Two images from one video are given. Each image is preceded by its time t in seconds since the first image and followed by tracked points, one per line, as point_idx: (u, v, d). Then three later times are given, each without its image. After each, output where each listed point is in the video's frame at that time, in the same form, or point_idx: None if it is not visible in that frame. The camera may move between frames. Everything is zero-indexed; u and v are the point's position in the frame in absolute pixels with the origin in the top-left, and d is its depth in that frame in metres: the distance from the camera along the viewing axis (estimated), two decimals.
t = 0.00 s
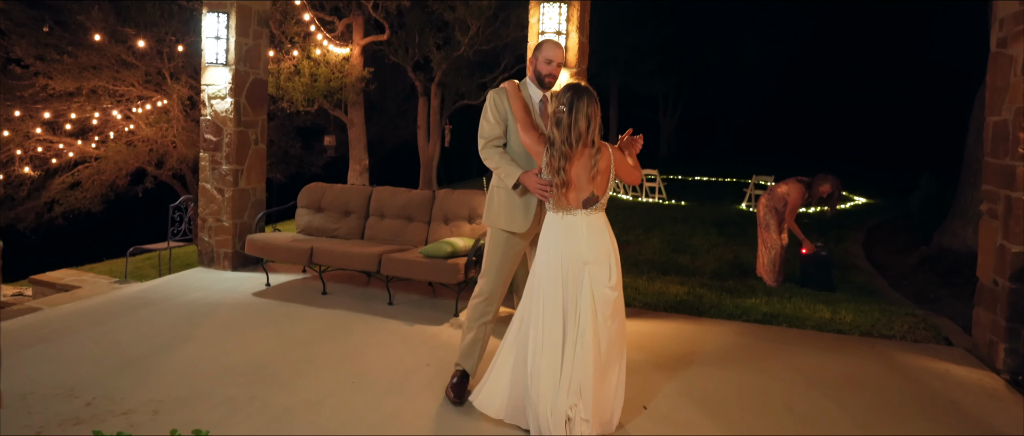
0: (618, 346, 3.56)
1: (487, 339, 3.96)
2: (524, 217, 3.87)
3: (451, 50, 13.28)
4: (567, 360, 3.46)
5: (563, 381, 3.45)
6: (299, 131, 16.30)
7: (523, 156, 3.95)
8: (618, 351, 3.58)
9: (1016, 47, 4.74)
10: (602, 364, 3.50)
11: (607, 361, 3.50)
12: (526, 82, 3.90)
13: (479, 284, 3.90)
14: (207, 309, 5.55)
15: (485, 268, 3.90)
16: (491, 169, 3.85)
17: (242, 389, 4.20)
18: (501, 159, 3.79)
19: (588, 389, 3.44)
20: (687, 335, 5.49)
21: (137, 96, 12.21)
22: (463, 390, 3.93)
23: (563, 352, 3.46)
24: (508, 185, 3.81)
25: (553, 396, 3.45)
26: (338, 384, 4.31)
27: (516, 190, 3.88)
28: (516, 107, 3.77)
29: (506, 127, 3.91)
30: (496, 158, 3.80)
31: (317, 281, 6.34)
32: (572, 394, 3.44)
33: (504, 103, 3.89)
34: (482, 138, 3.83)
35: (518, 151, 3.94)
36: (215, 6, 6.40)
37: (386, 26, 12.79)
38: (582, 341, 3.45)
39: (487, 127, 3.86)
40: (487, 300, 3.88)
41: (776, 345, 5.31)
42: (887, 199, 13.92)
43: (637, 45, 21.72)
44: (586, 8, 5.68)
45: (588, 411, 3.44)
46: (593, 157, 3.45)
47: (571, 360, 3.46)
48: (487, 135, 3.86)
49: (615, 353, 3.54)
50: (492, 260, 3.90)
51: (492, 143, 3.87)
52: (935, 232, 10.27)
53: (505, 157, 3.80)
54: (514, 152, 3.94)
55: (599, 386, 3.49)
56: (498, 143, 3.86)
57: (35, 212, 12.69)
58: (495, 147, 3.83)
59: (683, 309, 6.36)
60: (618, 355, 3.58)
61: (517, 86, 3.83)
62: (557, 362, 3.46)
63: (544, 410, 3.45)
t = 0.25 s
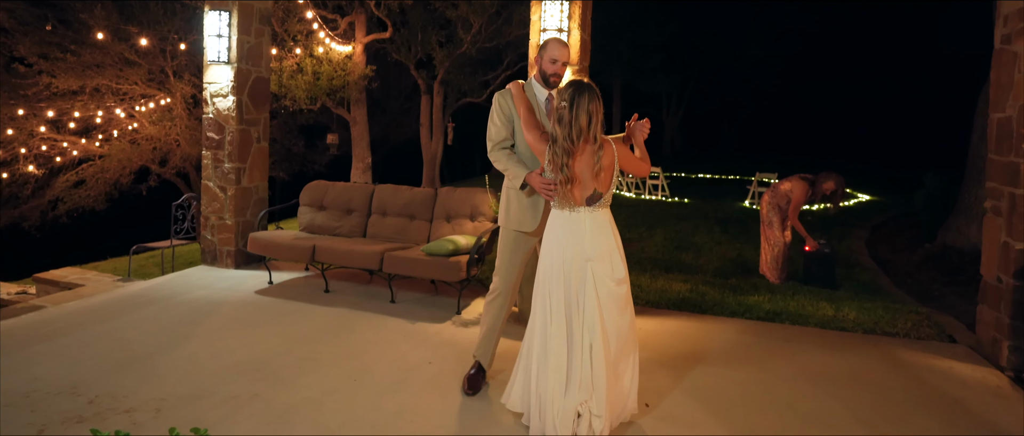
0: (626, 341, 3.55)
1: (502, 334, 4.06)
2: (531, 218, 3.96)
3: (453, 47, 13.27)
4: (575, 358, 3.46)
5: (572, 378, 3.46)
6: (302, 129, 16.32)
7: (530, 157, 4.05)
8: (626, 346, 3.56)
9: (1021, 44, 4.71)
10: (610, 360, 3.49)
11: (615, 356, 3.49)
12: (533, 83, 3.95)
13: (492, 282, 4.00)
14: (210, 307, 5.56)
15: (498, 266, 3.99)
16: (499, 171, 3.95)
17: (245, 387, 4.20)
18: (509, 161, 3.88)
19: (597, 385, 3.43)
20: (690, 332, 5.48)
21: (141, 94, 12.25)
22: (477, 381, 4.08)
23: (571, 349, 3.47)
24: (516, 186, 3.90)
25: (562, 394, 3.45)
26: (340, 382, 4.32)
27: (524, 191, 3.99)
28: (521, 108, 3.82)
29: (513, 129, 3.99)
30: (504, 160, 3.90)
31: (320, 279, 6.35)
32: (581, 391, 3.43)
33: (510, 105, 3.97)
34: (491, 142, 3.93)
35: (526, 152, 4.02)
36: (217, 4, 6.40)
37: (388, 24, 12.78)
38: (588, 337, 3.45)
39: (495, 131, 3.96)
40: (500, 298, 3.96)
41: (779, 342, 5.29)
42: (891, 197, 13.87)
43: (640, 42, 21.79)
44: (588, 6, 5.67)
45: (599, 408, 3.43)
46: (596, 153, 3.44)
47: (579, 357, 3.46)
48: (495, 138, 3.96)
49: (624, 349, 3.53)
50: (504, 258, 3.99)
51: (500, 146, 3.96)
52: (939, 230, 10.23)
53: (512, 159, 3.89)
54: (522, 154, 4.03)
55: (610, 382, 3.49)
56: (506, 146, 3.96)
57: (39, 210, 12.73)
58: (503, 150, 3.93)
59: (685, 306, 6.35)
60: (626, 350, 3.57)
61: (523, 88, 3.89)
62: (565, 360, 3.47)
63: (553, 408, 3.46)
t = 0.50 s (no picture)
0: (627, 337, 3.55)
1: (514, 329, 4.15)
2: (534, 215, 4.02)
3: (456, 46, 13.27)
4: (574, 356, 3.48)
5: (573, 377, 3.49)
6: (305, 128, 16.35)
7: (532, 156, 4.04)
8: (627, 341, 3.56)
9: None
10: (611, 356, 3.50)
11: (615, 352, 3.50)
12: (534, 81, 3.94)
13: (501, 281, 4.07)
14: (212, 305, 5.57)
15: (505, 265, 4.05)
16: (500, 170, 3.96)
17: (246, 385, 4.21)
18: (509, 159, 3.90)
19: (599, 382, 3.44)
20: (692, 330, 5.48)
21: (144, 93, 12.28)
22: (493, 373, 4.20)
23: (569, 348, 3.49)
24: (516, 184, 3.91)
25: (564, 393, 3.48)
26: (341, 380, 4.33)
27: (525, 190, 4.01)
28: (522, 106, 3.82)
29: (515, 127, 4.00)
30: (505, 159, 3.91)
31: (322, 277, 6.36)
32: (583, 388, 3.45)
33: (512, 104, 3.98)
34: (492, 140, 3.95)
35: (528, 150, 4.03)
36: (219, 3, 6.41)
37: (390, 22, 12.78)
38: (586, 335, 3.47)
39: (496, 129, 3.98)
40: (509, 294, 4.04)
41: (781, 340, 5.29)
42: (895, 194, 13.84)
43: (642, 41, 22.00)
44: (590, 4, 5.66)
45: (602, 405, 3.44)
46: (594, 151, 3.42)
47: (578, 355, 3.48)
48: (496, 137, 3.98)
49: (625, 345, 3.53)
50: (510, 257, 4.04)
51: (501, 145, 3.98)
52: (943, 227, 10.20)
53: (512, 157, 3.90)
54: (523, 152, 4.03)
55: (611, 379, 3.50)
56: (507, 144, 3.98)
57: (45, 209, 12.78)
58: (504, 148, 3.95)
59: (687, 304, 6.34)
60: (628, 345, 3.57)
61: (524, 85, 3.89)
62: (565, 358, 3.50)
63: (557, 407, 3.49)
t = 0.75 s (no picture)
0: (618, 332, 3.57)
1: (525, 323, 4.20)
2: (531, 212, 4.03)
3: (460, 43, 13.26)
4: (565, 354, 3.52)
5: (566, 374, 3.53)
6: (310, 126, 16.39)
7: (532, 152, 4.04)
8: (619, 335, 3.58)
9: None
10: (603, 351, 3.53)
11: (607, 348, 3.52)
12: (537, 77, 3.93)
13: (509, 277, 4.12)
14: (216, 303, 5.59)
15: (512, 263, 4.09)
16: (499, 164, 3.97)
17: (249, 383, 4.22)
18: (508, 154, 3.90)
19: (592, 378, 3.49)
20: (696, 327, 5.46)
21: (150, 93, 12.29)
22: (515, 365, 4.29)
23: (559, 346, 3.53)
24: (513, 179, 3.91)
25: (560, 390, 3.53)
26: (343, 378, 4.34)
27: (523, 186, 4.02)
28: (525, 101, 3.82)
29: (516, 123, 4.00)
30: (504, 154, 3.91)
31: (326, 275, 6.37)
32: (577, 385, 3.49)
33: (514, 99, 3.98)
34: (493, 135, 3.96)
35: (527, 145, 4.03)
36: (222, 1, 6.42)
37: (394, 20, 12.78)
38: (577, 333, 3.50)
39: (498, 124, 3.98)
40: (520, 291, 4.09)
41: (786, 337, 5.27)
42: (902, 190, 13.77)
43: (644, 38, 22.37)
44: None
45: (597, 400, 3.48)
46: (593, 150, 3.42)
47: (571, 353, 3.51)
48: (498, 131, 3.98)
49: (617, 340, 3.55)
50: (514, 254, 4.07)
51: (501, 139, 3.99)
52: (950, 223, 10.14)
53: (512, 152, 3.90)
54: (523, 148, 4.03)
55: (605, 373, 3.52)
56: (507, 139, 3.99)
57: (53, 208, 12.86)
58: (504, 143, 3.96)
59: (691, 301, 6.33)
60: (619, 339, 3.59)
61: (529, 81, 3.89)
62: (557, 356, 3.54)
63: (553, 405, 3.54)
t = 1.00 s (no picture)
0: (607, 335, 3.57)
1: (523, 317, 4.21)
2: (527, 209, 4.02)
3: (465, 41, 13.25)
4: (555, 353, 3.52)
5: (555, 373, 3.53)
6: (317, 125, 16.42)
7: (531, 148, 4.00)
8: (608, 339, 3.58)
9: None
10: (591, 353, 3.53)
11: (595, 351, 3.51)
12: (541, 73, 3.89)
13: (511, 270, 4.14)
14: (221, 301, 5.61)
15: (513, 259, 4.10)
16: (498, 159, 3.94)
17: (252, 382, 4.22)
18: (507, 149, 3.87)
19: (578, 378, 3.50)
20: (702, 327, 5.42)
21: (158, 92, 12.34)
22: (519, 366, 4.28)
23: (550, 345, 3.53)
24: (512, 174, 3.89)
25: (548, 388, 3.54)
26: (347, 376, 4.33)
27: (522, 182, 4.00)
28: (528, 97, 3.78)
29: (517, 118, 3.98)
30: (502, 148, 3.88)
31: (331, 274, 6.38)
32: (564, 384, 3.50)
33: (517, 96, 3.96)
34: (493, 129, 3.93)
35: (527, 141, 4.00)
36: (226, 0, 6.43)
37: (400, 18, 12.77)
38: (566, 332, 3.50)
39: (499, 119, 3.96)
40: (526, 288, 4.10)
41: (793, 337, 5.22)
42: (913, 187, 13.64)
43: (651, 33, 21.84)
44: None
45: (584, 401, 3.49)
46: (598, 150, 3.41)
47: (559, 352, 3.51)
48: (498, 126, 3.95)
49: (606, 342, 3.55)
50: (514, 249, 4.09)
51: (501, 134, 3.96)
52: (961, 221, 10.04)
53: (511, 148, 3.87)
54: (524, 145, 4.00)
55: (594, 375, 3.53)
56: (507, 135, 3.96)
57: (63, 207, 12.94)
58: (503, 137, 3.93)
59: (697, 300, 6.29)
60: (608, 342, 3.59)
61: (533, 77, 3.85)
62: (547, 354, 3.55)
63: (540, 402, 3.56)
